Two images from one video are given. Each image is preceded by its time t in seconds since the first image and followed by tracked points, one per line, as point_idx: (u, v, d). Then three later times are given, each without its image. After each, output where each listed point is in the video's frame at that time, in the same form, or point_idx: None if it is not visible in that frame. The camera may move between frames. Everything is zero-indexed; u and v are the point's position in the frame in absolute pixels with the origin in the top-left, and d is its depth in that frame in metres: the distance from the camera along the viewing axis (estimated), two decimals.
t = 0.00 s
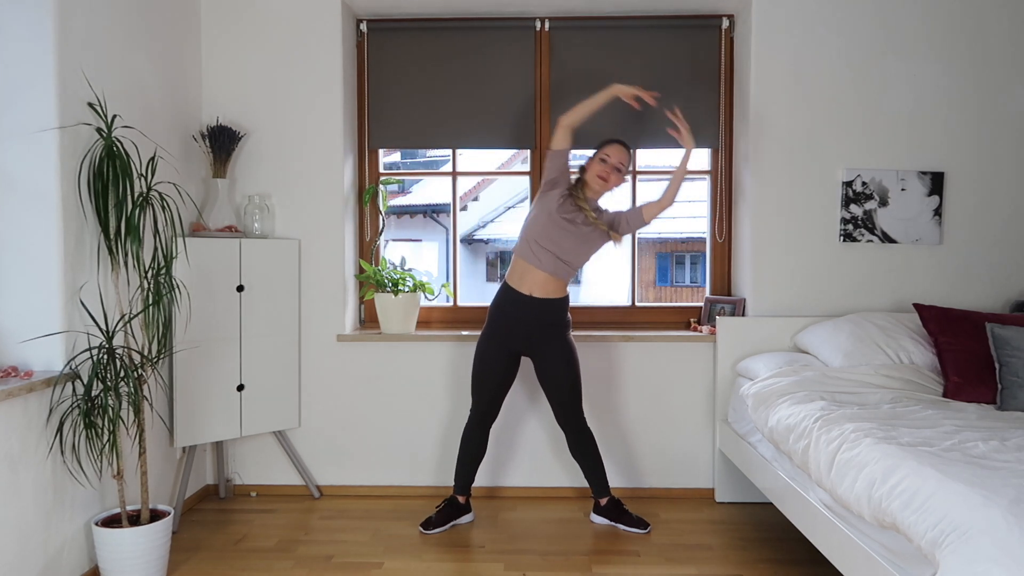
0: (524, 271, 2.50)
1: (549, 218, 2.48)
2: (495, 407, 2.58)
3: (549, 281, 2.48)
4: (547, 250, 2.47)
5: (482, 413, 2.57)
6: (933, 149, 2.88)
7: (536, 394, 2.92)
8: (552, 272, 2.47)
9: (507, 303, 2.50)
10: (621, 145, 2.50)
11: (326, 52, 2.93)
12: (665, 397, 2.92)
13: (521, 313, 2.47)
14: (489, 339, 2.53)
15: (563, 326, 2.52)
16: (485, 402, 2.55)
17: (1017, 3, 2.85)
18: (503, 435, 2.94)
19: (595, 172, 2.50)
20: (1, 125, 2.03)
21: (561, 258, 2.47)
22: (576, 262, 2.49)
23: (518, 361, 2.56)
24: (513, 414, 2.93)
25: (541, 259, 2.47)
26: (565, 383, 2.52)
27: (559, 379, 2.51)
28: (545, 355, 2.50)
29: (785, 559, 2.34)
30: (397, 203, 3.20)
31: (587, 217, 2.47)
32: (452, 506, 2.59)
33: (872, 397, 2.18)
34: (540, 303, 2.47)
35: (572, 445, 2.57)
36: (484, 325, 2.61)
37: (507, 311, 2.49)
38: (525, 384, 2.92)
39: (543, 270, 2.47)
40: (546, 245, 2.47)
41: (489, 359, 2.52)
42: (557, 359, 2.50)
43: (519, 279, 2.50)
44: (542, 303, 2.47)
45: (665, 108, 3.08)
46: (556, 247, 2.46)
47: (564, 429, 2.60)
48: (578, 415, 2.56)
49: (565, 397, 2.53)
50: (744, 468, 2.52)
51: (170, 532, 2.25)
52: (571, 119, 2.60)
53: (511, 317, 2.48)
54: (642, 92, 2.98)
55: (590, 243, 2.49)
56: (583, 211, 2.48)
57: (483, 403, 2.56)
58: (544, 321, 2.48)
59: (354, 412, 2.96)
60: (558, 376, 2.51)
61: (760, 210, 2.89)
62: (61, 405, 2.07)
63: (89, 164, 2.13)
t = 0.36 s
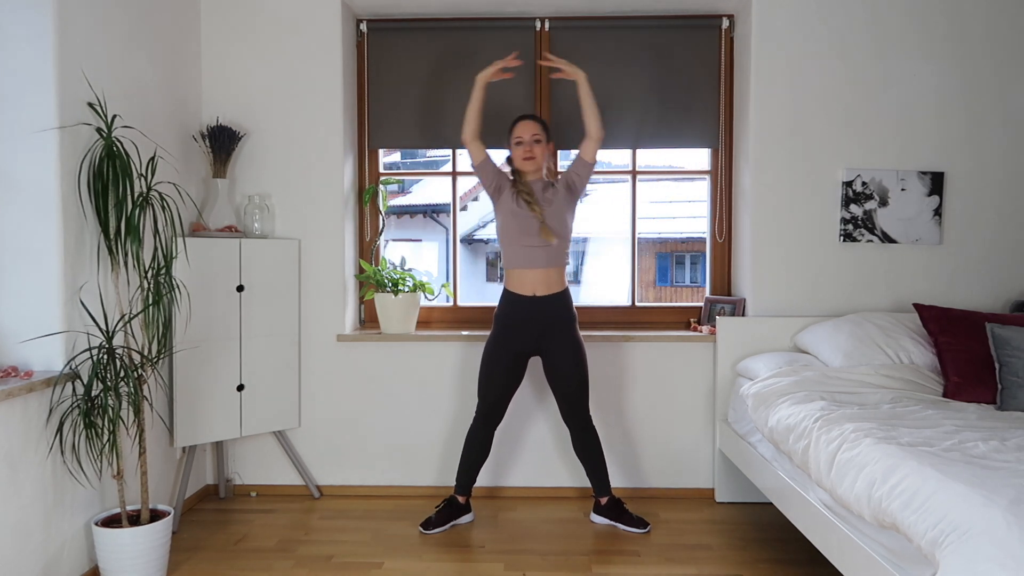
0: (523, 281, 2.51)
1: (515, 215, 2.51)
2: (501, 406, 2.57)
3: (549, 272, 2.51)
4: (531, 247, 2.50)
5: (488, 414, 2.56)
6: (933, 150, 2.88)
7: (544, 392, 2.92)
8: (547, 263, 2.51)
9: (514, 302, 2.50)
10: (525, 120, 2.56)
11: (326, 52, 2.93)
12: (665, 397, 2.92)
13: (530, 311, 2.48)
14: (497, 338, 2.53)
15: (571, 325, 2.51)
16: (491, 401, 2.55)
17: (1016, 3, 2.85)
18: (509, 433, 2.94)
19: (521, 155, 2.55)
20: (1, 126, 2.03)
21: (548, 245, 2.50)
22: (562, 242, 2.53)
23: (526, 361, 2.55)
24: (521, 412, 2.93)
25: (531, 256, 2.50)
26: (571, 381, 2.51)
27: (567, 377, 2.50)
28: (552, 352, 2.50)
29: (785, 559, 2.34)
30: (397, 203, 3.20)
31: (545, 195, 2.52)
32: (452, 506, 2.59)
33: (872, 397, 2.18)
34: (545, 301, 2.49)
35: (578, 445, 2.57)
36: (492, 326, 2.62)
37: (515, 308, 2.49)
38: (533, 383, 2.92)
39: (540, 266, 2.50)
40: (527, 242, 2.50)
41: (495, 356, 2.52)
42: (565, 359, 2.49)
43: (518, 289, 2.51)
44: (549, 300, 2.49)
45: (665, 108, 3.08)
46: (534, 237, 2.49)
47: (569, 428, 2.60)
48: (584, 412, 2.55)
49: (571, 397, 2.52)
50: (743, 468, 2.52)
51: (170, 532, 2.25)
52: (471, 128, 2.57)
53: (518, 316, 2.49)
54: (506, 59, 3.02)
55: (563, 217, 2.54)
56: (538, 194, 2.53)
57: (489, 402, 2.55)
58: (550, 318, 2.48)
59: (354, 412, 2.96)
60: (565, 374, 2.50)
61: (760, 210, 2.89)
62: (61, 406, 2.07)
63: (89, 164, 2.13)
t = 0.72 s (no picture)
0: (520, 292, 2.49)
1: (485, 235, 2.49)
2: (506, 406, 2.57)
3: (546, 269, 2.47)
4: (512, 258, 2.46)
5: (492, 416, 2.56)
6: (933, 149, 2.87)
7: (551, 394, 2.92)
8: (538, 263, 2.46)
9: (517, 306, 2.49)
10: (442, 156, 2.49)
11: (326, 52, 2.93)
12: (665, 397, 2.92)
13: (533, 314, 2.46)
14: (502, 341, 2.53)
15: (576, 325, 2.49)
16: (496, 400, 2.55)
17: (1016, 2, 2.85)
18: (514, 433, 2.94)
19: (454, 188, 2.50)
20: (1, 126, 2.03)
21: (531, 246, 2.46)
22: (543, 236, 2.48)
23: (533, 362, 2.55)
24: (527, 412, 2.93)
25: (518, 266, 2.46)
26: (571, 381, 2.51)
27: (572, 379, 2.50)
28: (558, 355, 2.49)
29: (785, 559, 2.34)
30: (396, 203, 3.20)
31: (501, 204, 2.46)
32: (452, 507, 2.58)
33: (872, 397, 2.17)
34: (550, 302, 2.46)
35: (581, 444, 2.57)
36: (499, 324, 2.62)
37: (519, 310, 2.48)
38: (540, 384, 2.92)
39: (534, 267, 2.45)
40: (510, 253, 2.46)
41: (501, 356, 2.52)
42: (571, 359, 2.49)
43: (521, 298, 2.48)
44: (552, 301, 2.47)
45: (665, 108, 3.07)
46: (513, 248, 2.45)
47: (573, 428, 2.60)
48: (587, 412, 2.55)
49: (575, 396, 2.52)
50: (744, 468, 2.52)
51: (170, 532, 2.24)
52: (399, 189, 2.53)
53: (521, 319, 2.48)
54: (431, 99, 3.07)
55: (529, 214, 2.46)
56: (494, 207, 2.47)
57: (494, 404, 2.55)
58: (556, 320, 2.47)
59: (354, 412, 2.96)
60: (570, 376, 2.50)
61: (760, 209, 2.89)
62: (61, 406, 2.07)
63: (89, 165, 2.13)
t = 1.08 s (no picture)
0: (523, 297, 2.47)
1: (475, 259, 2.44)
2: (511, 409, 2.57)
3: (543, 267, 2.47)
4: (507, 270, 2.43)
5: (495, 419, 2.56)
6: (933, 149, 2.87)
7: (555, 394, 2.91)
8: (534, 264, 2.44)
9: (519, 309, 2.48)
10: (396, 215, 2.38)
11: (326, 52, 2.92)
12: (665, 397, 2.92)
13: (535, 316, 2.45)
14: (507, 345, 2.53)
15: (579, 325, 2.49)
16: (501, 404, 2.55)
17: (1016, 2, 2.85)
18: (517, 434, 2.94)
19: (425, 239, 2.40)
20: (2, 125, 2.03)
21: (523, 252, 2.43)
22: (529, 239, 2.45)
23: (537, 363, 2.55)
24: (530, 413, 2.93)
25: (517, 277, 2.43)
26: (571, 381, 2.51)
27: (577, 379, 2.51)
28: (562, 356, 2.49)
29: (785, 559, 2.34)
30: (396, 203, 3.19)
31: (480, 225, 2.39)
32: (452, 507, 2.58)
33: (872, 397, 2.17)
34: (551, 303, 2.46)
35: (584, 445, 2.56)
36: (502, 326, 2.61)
37: (520, 312, 2.48)
38: (544, 384, 2.92)
39: (534, 269, 2.44)
40: (506, 265, 2.42)
41: (506, 360, 2.52)
42: (573, 359, 2.49)
43: (525, 302, 2.47)
44: (553, 302, 2.46)
45: (665, 108, 3.08)
46: (506, 261, 2.42)
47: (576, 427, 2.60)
48: (590, 411, 2.55)
49: (577, 396, 2.52)
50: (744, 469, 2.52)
51: (170, 532, 2.24)
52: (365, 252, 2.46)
53: (525, 321, 2.47)
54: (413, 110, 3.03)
55: (508, 224, 2.41)
56: (471, 232, 2.41)
57: (497, 407, 2.55)
58: (559, 321, 2.46)
59: (354, 412, 2.96)
60: (575, 376, 2.50)
61: (760, 209, 2.89)
62: (61, 406, 2.07)
63: (89, 164, 2.13)
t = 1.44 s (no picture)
0: (521, 293, 2.48)
1: (482, 245, 2.46)
2: (507, 408, 2.57)
3: (547, 267, 2.48)
4: (513, 262, 2.44)
5: (492, 417, 2.56)
6: (933, 149, 2.87)
7: (550, 394, 2.92)
8: (539, 263, 2.45)
9: (515, 307, 2.49)
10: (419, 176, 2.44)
11: (326, 53, 2.93)
12: (665, 397, 2.91)
13: (531, 314, 2.46)
14: (502, 343, 2.52)
15: (575, 325, 2.49)
16: (497, 403, 2.54)
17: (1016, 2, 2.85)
18: (513, 434, 2.94)
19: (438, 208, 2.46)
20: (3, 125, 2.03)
21: (531, 248, 2.44)
22: (540, 237, 2.46)
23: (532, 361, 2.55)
24: (526, 413, 2.93)
25: (520, 271, 2.44)
26: (569, 382, 2.51)
27: (574, 380, 2.50)
28: (558, 356, 2.49)
29: (785, 559, 2.34)
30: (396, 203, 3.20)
31: (493, 213, 2.42)
32: (452, 507, 2.58)
33: (872, 397, 2.17)
34: (546, 302, 2.46)
35: (581, 446, 2.56)
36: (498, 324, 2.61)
37: (517, 310, 2.48)
38: (540, 384, 2.92)
39: (537, 268, 2.45)
40: (512, 257, 2.44)
41: (501, 358, 2.52)
42: (569, 359, 2.48)
43: (524, 298, 2.47)
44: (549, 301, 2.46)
45: (665, 108, 3.07)
46: (513, 253, 2.44)
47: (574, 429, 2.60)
48: (588, 412, 2.55)
49: (575, 396, 2.52)
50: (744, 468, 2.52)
51: (170, 532, 2.24)
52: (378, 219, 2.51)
53: (521, 319, 2.47)
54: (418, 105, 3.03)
55: (523, 218, 2.43)
56: (484, 217, 2.44)
57: (493, 405, 2.55)
58: (556, 320, 2.46)
59: (354, 412, 2.96)
60: (572, 376, 2.50)
61: (760, 210, 2.89)
62: (61, 406, 2.07)
63: (89, 164, 2.13)
